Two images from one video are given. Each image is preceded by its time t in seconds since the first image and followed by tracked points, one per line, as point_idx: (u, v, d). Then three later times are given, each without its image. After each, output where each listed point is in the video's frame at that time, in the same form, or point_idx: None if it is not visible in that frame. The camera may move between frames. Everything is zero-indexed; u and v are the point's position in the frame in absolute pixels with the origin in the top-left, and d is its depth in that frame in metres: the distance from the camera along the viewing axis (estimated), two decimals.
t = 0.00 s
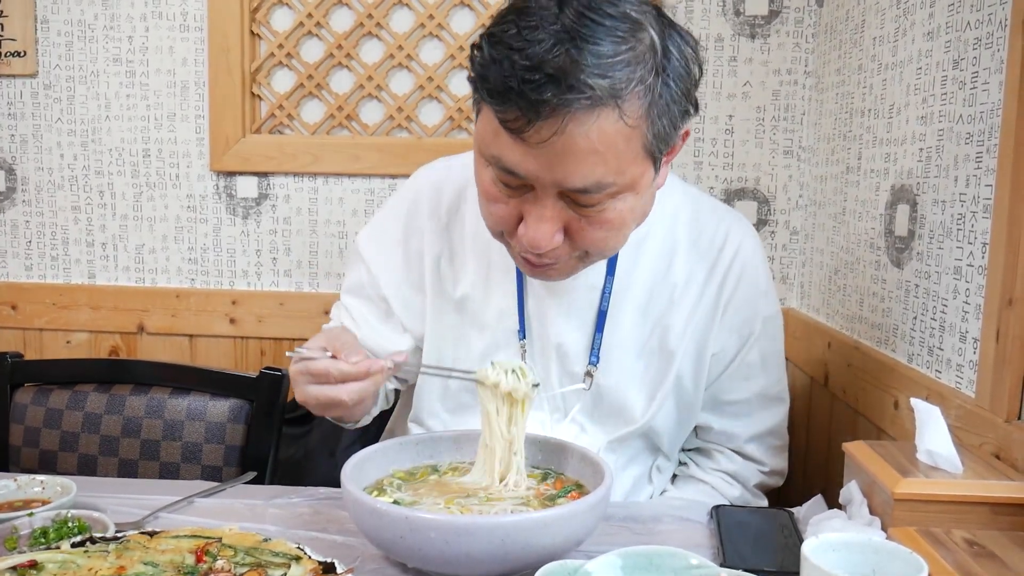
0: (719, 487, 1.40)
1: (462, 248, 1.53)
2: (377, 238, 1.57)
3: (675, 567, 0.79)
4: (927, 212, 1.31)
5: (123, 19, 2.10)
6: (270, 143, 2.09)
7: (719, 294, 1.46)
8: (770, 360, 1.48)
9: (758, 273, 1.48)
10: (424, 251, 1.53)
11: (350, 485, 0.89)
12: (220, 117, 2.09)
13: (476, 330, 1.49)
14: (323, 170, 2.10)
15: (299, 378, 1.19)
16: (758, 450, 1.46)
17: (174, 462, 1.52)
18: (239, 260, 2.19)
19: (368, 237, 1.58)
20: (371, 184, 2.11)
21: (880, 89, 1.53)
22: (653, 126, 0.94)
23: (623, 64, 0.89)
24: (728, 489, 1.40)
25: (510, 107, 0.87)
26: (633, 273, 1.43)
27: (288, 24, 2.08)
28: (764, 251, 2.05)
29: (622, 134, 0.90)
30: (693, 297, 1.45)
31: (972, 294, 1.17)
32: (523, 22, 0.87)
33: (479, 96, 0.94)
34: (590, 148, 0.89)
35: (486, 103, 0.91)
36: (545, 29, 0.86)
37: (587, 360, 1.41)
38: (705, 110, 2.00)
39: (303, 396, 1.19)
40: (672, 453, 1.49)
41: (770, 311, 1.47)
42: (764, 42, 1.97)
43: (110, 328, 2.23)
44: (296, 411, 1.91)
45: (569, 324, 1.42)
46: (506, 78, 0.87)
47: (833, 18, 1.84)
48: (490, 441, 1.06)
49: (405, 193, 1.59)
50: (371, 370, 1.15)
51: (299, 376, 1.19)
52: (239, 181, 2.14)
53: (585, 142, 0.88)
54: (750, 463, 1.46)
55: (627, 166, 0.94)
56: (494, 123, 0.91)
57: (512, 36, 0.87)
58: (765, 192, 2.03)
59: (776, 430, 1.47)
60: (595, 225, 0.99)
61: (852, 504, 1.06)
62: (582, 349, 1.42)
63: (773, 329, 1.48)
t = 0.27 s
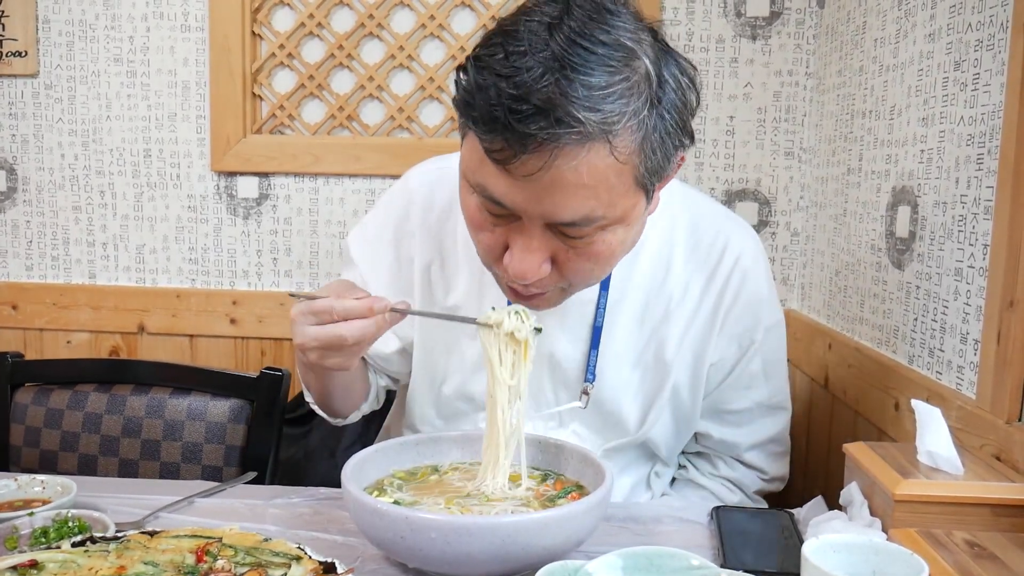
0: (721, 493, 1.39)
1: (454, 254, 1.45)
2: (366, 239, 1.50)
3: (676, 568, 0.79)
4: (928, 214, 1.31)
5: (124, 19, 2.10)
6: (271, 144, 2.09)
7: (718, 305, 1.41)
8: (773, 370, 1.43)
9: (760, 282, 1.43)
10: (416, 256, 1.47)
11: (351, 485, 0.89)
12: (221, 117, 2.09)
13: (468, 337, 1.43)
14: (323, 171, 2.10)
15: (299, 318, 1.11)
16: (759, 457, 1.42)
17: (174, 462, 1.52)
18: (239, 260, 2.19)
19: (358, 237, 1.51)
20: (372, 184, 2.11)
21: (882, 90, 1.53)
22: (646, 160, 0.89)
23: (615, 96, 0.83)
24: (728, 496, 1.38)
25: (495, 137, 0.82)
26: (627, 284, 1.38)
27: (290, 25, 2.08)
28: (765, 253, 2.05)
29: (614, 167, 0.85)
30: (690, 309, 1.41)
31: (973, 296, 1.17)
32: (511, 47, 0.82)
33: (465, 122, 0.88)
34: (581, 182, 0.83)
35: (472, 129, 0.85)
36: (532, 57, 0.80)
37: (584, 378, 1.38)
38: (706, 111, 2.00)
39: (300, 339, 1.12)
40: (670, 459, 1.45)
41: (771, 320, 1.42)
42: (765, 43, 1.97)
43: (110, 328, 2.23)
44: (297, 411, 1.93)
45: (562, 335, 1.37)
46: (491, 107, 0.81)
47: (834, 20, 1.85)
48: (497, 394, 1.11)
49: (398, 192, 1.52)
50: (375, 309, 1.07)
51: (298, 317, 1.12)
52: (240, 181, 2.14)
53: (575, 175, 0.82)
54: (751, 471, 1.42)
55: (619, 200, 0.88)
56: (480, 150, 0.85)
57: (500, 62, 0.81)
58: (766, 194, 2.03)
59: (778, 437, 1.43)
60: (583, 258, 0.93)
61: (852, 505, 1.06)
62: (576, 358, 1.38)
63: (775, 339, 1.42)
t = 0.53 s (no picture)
0: (722, 494, 1.39)
1: (448, 263, 1.41)
2: (356, 249, 1.45)
3: (677, 568, 0.78)
4: (930, 214, 1.31)
5: (125, 19, 2.10)
6: (271, 144, 2.09)
7: (717, 312, 1.40)
8: (774, 374, 1.41)
9: (760, 287, 1.41)
10: (410, 264, 1.43)
11: (352, 485, 0.89)
12: (222, 117, 2.09)
13: (463, 347, 1.41)
14: (324, 170, 2.10)
15: (305, 319, 1.11)
16: (761, 460, 1.41)
17: (175, 462, 1.52)
18: (240, 260, 2.19)
19: (349, 247, 1.46)
20: (373, 184, 2.12)
21: (883, 90, 1.53)
22: (659, 185, 0.85)
23: (636, 117, 0.79)
24: (729, 497, 1.39)
25: (510, 150, 0.77)
26: (625, 295, 1.36)
27: (291, 24, 2.08)
28: (766, 253, 2.05)
29: (627, 189, 0.81)
30: (688, 317, 1.39)
31: (975, 296, 1.17)
32: (529, 59, 0.76)
33: (473, 131, 0.83)
34: (593, 203, 0.79)
35: (481, 139, 0.80)
36: (553, 70, 0.75)
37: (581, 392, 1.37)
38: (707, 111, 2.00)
39: (309, 340, 1.12)
40: (671, 462, 1.46)
41: (774, 323, 1.40)
42: (766, 43, 1.97)
43: (111, 328, 2.23)
44: (298, 412, 1.95)
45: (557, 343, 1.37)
46: (506, 119, 0.76)
47: (835, 20, 1.85)
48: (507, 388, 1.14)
49: (388, 198, 1.47)
50: (382, 300, 1.08)
51: (304, 318, 1.12)
52: (241, 181, 2.14)
53: (587, 196, 0.79)
54: (755, 473, 1.41)
55: (629, 223, 0.84)
56: (487, 161, 0.81)
57: (516, 74, 0.75)
58: (767, 194, 2.02)
59: (780, 440, 1.43)
60: (585, 281, 0.89)
61: (853, 506, 1.06)
62: (570, 364, 1.38)
63: (777, 342, 1.41)
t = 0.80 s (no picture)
0: (722, 495, 1.39)
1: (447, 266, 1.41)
2: (355, 252, 1.46)
3: (677, 569, 0.78)
4: (930, 214, 1.31)
5: (125, 19, 2.10)
6: (272, 144, 2.09)
7: (718, 317, 1.39)
8: (775, 375, 1.41)
9: (762, 292, 1.39)
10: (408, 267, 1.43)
11: (353, 484, 0.89)
12: (222, 116, 2.09)
13: (462, 353, 1.41)
14: (324, 170, 2.10)
15: (315, 348, 1.10)
16: (761, 461, 1.41)
17: (176, 462, 1.52)
18: (240, 259, 2.19)
19: (348, 251, 1.47)
20: (373, 184, 2.12)
21: (884, 91, 1.53)
22: (648, 229, 0.82)
23: (622, 167, 0.76)
24: (729, 498, 1.39)
25: (493, 191, 0.75)
26: (625, 303, 1.36)
27: (291, 25, 2.08)
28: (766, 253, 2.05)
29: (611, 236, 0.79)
30: (687, 322, 1.39)
31: (976, 296, 1.16)
32: (517, 98, 0.73)
33: (461, 159, 0.81)
34: (576, 248, 0.78)
35: (467, 173, 0.78)
36: (537, 115, 0.72)
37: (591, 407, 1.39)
38: (707, 111, 2.00)
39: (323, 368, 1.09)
40: (671, 463, 1.46)
41: (776, 325, 1.40)
42: (766, 43, 1.97)
43: (111, 328, 2.23)
44: (298, 412, 1.94)
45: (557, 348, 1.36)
46: (490, 159, 0.74)
47: (835, 20, 1.85)
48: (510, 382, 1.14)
49: (386, 202, 1.47)
50: (388, 309, 1.07)
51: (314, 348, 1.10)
52: (241, 181, 2.14)
53: (569, 242, 0.77)
54: (756, 475, 1.41)
55: (615, 263, 0.82)
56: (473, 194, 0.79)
57: (503, 113, 0.73)
58: (767, 194, 2.02)
59: (781, 441, 1.43)
60: (570, 312, 0.88)
61: (853, 506, 1.06)
62: (569, 369, 1.38)
63: (778, 343, 1.40)
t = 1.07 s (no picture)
0: (723, 496, 1.39)
1: (442, 269, 1.41)
2: (353, 257, 1.47)
3: (677, 569, 0.78)
4: (931, 214, 1.31)
5: (126, 18, 2.10)
6: (272, 143, 2.09)
7: (719, 315, 1.39)
8: (777, 375, 1.41)
9: (763, 291, 1.39)
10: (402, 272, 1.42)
11: (353, 483, 0.89)
12: (223, 115, 2.09)
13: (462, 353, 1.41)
14: (325, 169, 2.10)
15: (290, 400, 1.14)
16: (763, 462, 1.41)
17: (176, 461, 1.52)
18: (241, 258, 2.19)
19: (347, 256, 1.48)
20: (374, 184, 2.12)
21: (885, 91, 1.53)
22: (642, 205, 0.82)
23: (609, 143, 0.76)
24: (731, 499, 1.39)
25: (481, 185, 0.76)
26: (624, 299, 1.36)
27: (292, 24, 2.08)
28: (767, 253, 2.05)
29: (607, 214, 0.79)
30: (688, 320, 1.39)
31: (976, 296, 1.16)
32: (495, 89, 0.74)
33: (447, 160, 0.82)
34: (572, 230, 0.77)
35: (455, 172, 0.79)
36: (517, 102, 0.73)
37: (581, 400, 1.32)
38: (708, 111, 2.00)
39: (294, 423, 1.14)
40: (672, 464, 1.46)
41: (778, 325, 1.40)
42: (767, 43, 1.97)
43: (111, 327, 2.23)
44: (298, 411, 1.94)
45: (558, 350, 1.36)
46: (474, 155, 0.75)
47: (836, 20, 1.85)
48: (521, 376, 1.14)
49: (382, 207, 1.48)
50: (364, 385, 1.16)
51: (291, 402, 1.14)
52: (242, 180, 2.14)
53: (566, 223, 0.77)
54: (757, 475, 1.41)
55: (614, 242, 0.82)
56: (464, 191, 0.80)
57: (483, 107, 0.74)
58: (768, 194, 2.02)
59: (784, 441, 1.42)
60: (578, 300, 0.87)
61: (853, 506, 1.06)
62: (569, 368, 1.37)
63: (780, 343, 1.40)
